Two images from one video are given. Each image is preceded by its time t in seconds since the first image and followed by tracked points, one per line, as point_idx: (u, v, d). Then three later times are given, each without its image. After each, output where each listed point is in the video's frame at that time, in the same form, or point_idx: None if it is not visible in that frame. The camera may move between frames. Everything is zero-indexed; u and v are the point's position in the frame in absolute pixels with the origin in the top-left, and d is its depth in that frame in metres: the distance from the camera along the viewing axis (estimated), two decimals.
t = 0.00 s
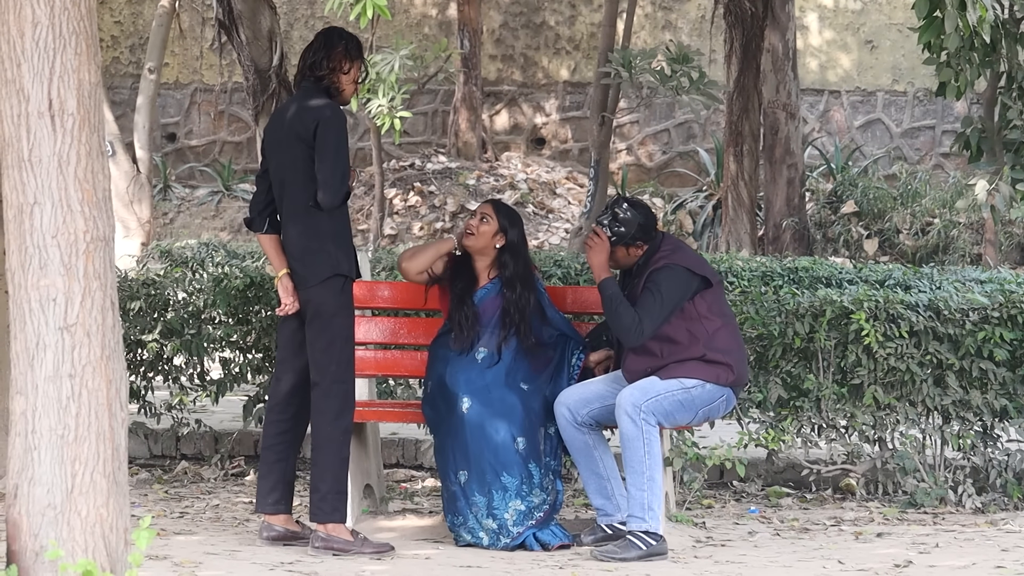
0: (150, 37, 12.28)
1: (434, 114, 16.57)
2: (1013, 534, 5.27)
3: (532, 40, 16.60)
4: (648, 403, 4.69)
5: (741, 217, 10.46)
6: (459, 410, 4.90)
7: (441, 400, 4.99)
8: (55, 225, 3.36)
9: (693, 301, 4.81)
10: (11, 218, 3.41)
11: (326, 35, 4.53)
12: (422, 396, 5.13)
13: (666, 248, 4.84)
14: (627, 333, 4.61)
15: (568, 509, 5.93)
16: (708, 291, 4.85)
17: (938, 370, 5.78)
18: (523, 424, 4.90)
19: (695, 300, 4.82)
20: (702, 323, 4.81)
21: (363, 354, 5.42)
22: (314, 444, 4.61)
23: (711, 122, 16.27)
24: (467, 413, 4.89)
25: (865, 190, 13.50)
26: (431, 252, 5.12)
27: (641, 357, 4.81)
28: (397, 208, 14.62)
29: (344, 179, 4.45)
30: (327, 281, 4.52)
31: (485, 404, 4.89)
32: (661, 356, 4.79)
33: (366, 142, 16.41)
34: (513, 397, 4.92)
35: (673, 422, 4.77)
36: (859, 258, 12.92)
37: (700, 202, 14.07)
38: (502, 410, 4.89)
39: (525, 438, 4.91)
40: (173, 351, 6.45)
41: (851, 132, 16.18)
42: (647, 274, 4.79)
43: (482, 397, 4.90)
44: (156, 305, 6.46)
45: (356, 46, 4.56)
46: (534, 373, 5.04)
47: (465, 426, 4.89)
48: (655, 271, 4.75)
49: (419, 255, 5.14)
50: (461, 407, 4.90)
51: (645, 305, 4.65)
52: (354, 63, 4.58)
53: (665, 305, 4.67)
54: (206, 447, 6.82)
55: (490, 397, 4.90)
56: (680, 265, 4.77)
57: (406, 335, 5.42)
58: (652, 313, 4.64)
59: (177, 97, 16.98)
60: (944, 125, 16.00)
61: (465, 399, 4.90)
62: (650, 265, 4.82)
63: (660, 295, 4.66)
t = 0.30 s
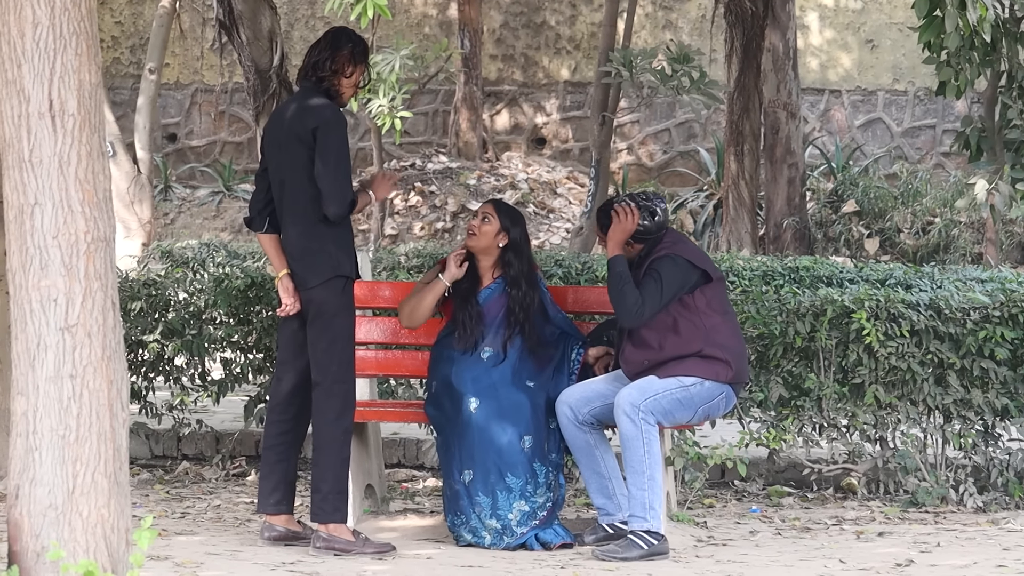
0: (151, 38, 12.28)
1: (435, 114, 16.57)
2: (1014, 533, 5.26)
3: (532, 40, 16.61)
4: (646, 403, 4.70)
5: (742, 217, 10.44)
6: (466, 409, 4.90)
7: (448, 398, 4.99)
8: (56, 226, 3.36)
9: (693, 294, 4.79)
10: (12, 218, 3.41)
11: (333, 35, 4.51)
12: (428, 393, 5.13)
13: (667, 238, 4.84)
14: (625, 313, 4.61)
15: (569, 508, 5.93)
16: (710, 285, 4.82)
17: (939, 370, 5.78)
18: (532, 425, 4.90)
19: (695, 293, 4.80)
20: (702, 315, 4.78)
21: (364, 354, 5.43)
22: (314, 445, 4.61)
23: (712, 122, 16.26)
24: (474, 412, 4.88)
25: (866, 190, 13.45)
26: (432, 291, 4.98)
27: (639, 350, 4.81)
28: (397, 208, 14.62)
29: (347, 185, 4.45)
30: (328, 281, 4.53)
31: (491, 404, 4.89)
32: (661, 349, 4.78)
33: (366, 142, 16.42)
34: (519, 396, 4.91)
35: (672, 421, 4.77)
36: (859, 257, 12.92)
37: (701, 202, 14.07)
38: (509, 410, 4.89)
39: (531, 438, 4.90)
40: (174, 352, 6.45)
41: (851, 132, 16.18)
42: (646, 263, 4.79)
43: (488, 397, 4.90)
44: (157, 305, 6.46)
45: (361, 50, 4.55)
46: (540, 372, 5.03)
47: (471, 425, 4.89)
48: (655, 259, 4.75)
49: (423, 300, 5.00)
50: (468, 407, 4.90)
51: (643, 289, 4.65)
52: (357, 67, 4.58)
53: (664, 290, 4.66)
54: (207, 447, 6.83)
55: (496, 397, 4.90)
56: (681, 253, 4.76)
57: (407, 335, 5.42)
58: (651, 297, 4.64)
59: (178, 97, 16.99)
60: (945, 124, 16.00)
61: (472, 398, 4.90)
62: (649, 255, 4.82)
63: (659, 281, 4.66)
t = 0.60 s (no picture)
0: (155, 38, 12.28)
1: (440, 114, 16.58)
2: (1019, 533, 5.26)
3: (537, 40, 16.61)
4: (647, 403, 4.69)
5: (747, 217, 10.41)
6: (478, 410, 4.89)
7: (456, 398, 4.97)
8: (61, 227, 3.37)
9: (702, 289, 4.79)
10: (17, 219, 3.42)
11: (338, 33, 4.51)
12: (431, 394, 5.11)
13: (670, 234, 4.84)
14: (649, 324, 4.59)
15: (573, 509, 5.94)
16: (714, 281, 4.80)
17: (943, 370, 5.77)
18: (544, 425, 4.93)
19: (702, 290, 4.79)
20: (707, 314, 4.78)
21: (368, 354, 5.43)
22: (319, 445, 4.61)
23: (717, 122, 16.25)
24: (486, 414, 4.89)
25: (870, 191, 13.46)
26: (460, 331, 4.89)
27: (642, 349, 4.81)
28: (402, 209, 14.63)
29: (352, 188, 4.45)
30: (333, 282, 4.52)
31: (503, 405, 4.90)
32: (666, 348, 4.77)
33: (371, 142, 16.44)
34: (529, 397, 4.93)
35: (674, 421, 4.77)
36: (863, 258, 12.90)
37: (705, 202, 14.05)
38: (520, 412, 4.90)
39: (541, 438, 4.93)
40: (179, 352, 6.46)
41: (856, 132, 16.14)
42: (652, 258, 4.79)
43: (500, 398, 4.90)
44: (161, 305, 6.45)
45: (368, 48, 4.55)
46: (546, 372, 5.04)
47: (483, 426, 4.89)
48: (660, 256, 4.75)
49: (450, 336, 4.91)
50: (480, 407, 4.90)
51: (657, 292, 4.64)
52: (364, 65, 4.58)
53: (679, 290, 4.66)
54: (211, 448, 6.83)
55: (508, 398, 4.91)
56: (687, 248, 4.77)
57: (412, 335, 5.42)
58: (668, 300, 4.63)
59: (182, 97, 17.00)
60: (949, 125, 15.94)
61: (484, 399, 4.90)
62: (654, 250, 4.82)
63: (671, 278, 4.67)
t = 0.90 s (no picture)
0: (158, 37, 12.27)
1: (443, 114, 16.59)
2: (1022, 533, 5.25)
3: (540, 40, 16.61)
4: (644, 403, 4.69)
5: (750, 217, 10.40)
6: (497, 411, 4.88)
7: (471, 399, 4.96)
8: (64, 226, 3.37)
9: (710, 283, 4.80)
10: (20, 218, 3.42)
11: (343, 33, 4.49)
12: (439, 391, 5.08)
13: (669, 227, 4.83)
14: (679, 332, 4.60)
15: (577, 508, 5.94)
16: (720, 274, 4.81)
17: (947, 370, 5.76)
18: (559, 426, 4.93)
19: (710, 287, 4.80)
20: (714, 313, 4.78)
21: (371, 353, 5.43)
22: (321, 445, 4.60)
23: (720, 121, 16.23)
24: (506, 414, 4.88)
25: (873, 190, 13.46)
26: (514, 355, 4.92)
27: (645, 345, 4.81)
28: (405, 208, 14.64)
29: (354, 189, 4.45)
30: (339, 282, 4.52)
31: (521, 405, 4.89)
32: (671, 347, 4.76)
33: (375, 141, 16.45)
34: (547, 396, 4.93)
35: (673, 421, 4.77)
36: (867, 257, 12.90)
37: (709, 202, 14.03)
38: (538, 411, 4.90)
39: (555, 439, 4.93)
40: (182, 351, 6.47)
41: (859, 131, 16.13)
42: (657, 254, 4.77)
43: (518, 398, 4.90)
44: (165, 305, 6.46)
45: (373, 46, 4.54)
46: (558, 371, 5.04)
47: (501, 426, 4.88)
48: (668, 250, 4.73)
49: (502, 361, 4.91)
50: (498, 407, 4.88)
51: (676, 292, 4.63)
52: (369, 64, 4.57)
53: (696, 285, 4.66)
54: (215, 447, 6.84)
55: (526, 398, 4.91)
56: (693, 238, 4.76)
57: (415, 335, 5.43)
58: (687, 296, 4.62)
59: (185, 96, 17.02)
60: (952, 124, 15.90)
61: (503, 398, 4.89)
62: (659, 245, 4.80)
63: (687, 272, 4.65)
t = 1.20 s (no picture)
0: (160, 37, 12.27)
1: (444, 114, 16.60)
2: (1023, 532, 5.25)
3: (541, 40, 16.61)
4: (645, 403, 4.69)
5: (751, 217, 10.41)
6: (499, 410, 4.88)
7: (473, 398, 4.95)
8: (65, 226, 3.37)
9: (714, 281, 4.79)
10: (22, 217, 3.42)
11: (344, 33, 4.49)
12: (441, 391, 5.08)
13: (676, 221, 4.83)
14: (679, 328, 4.61)
15: (578, 508, 5.94)
16: (724, 273, 4.80)
17: (948, 369, 5.76)
18: (558, 426, 4.93)
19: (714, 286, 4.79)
20: (717, 313, 4.77)
21: (373, 353, 5.45)
22: (324, 444, 4.60)
23: (721, 121, 16.23)
24: (507, 413, 4.88)
25: (874, 190, 13.46)
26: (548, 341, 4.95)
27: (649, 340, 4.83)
28: (406, 208, 14.65)
29: (354, 188, 4.44)
30: (340, 281, 4.52)
31: (522, 404, 4.90)
32: (673, 344, 4.76)
33: (376, 141, 16.46)
34: (548, 395, 4.93)
35: (674, 420, 4.77)
36: (868, 257, 12.92)
37: (710, 202, 14.04)
38: (540, 410, 4.91)
39: (555, 439, 4.93)
40: (183, 351, 6.47)
41: (861, 131, 16.14)
42: (663, 246, 4.77)
43: (520, 398, 4.90)
44: (166, 304, 6.46)
45: (374, 46, 4.54)
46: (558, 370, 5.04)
47: (502, 425, 4.88)
48: (673, 244, 4.72)
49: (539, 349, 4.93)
50: (499, 406, 4.89)
51: (677, 287, 4.63)
52: (371, 62, 4.56)
53: (699, 281, 4.65)
54: (216, 447, 6.84)
55: (527, 398, 4.91)
56: (699, 233, 4.76)
57: (417, 335, 5.43)
58: (689, 291, 4.61)
59: (187, 96, 17.03)
60: (954, 124, 15.91)
61: (505, 397, 4.89)
62: (665, 238, 4.81)
63: (690, 268, 4.64)
